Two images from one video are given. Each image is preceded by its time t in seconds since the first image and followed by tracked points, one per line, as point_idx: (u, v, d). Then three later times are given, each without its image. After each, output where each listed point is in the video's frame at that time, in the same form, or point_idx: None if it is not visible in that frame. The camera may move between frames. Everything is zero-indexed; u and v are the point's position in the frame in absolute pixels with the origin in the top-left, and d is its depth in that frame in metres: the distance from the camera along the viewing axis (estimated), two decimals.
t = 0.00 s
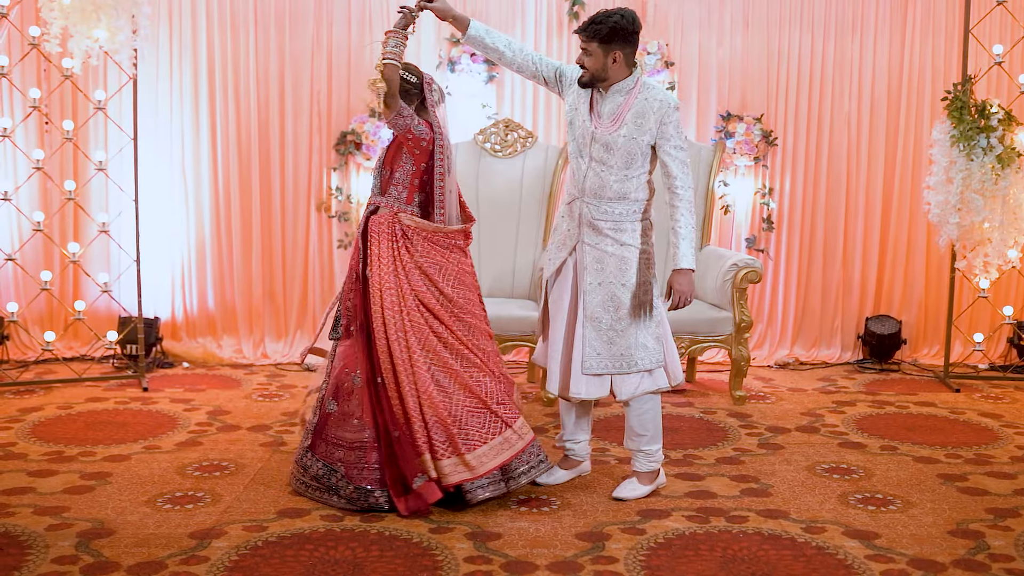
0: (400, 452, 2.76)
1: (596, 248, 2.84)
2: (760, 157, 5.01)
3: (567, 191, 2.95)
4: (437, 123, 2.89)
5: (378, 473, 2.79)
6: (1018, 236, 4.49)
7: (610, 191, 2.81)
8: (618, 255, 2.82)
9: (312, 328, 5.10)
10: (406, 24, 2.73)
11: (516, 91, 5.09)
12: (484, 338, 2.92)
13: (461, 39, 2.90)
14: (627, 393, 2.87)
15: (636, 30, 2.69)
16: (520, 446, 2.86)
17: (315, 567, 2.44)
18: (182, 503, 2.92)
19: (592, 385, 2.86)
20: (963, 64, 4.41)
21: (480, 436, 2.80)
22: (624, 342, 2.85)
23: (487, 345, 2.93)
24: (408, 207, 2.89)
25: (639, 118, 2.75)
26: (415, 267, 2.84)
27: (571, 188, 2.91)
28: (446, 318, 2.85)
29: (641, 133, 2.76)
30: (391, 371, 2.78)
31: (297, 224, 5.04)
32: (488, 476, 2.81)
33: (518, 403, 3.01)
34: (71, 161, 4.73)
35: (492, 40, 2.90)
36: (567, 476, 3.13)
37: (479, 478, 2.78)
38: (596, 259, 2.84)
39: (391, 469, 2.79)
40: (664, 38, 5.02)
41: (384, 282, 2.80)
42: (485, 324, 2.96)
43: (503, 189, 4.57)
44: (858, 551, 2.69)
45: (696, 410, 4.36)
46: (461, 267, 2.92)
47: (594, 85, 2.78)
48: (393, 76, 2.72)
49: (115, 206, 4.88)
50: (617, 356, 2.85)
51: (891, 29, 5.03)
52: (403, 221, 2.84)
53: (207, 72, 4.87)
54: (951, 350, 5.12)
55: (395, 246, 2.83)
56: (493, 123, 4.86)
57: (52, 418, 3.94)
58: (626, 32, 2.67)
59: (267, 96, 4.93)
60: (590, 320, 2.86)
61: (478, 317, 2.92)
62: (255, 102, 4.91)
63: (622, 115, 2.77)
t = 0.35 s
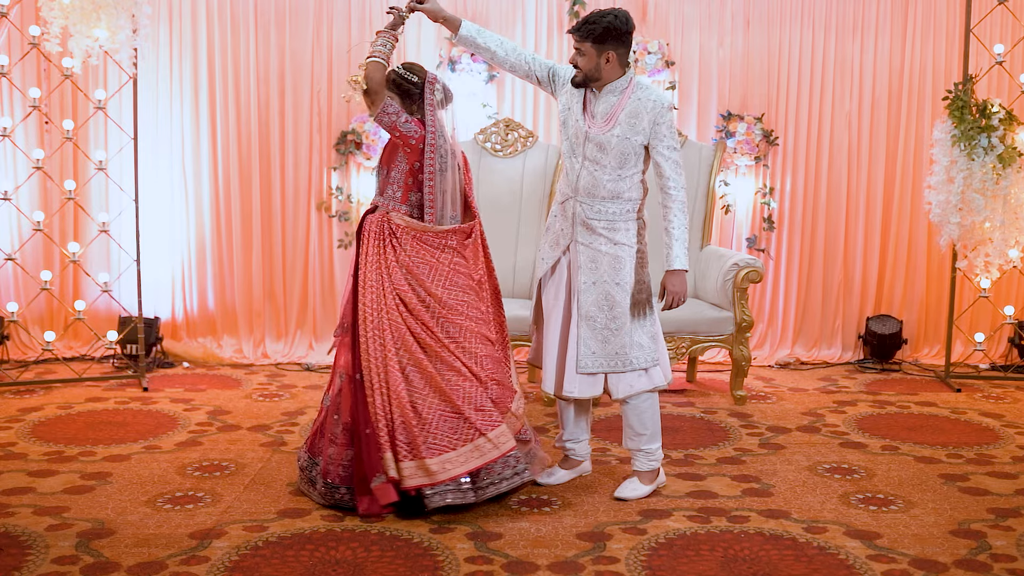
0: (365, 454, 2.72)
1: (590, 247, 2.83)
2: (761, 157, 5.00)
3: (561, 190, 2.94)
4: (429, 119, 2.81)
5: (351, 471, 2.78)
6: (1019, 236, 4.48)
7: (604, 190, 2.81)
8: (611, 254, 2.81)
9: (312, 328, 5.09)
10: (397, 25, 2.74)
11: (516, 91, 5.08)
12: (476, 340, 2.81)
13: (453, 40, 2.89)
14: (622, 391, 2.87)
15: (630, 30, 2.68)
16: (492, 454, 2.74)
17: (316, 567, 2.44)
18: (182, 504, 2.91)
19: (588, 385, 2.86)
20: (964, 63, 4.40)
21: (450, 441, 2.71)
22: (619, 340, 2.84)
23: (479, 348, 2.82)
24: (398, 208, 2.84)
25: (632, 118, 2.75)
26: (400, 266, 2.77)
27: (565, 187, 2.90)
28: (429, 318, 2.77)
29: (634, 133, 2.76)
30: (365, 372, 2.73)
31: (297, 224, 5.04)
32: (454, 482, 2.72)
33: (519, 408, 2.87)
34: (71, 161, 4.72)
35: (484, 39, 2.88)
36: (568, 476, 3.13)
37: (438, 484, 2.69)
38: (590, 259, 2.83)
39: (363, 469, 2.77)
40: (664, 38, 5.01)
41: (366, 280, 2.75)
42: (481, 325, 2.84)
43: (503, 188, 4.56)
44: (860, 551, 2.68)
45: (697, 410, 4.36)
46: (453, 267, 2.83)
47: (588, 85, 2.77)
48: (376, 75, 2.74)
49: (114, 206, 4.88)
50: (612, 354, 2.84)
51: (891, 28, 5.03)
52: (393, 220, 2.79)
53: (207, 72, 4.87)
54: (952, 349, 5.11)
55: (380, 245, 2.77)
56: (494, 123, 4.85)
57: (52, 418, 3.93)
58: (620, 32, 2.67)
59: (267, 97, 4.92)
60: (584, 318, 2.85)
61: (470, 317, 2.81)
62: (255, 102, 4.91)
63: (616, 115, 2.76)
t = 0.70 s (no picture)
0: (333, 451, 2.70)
1: (584, 247, 2.83)
2: (761, 157, 5.00)
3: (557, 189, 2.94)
4: (421, 118, 2.74)
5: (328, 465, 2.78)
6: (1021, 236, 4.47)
7: (598, 190, 2.80)
8: (605, 253, 2.81)
9: (312, 328, 5.08)
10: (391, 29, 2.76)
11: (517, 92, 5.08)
12: (460, 342, 2.74)
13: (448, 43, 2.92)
14: (615, 391, 2.87)
15: (624, 30, 2.68)
16: (451, 462, 2.62)
17: (315, 568, 2.43)
18: (182, 504, 2.90)
19: (582, 383, 2.89)
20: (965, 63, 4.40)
21: (413, 445, 2.62)
22: (613, 340, 2.83)
23: (463, 351, 2.73)
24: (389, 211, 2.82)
25: (626, 118, 2.73)
26: (390, 265, 2.75)
27: (560, 186, 2.90)
28: (413, 319, 2.73)
29: (628, 133, 2.74)
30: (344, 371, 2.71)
31: (297, 225, 5.03)
32: (411, 485, 2.64)
33: (506, 414, 2.74)
34: (70, 160, 4.72)
35: (480, 42, 2.90)
36: (569, 477, 3.12)
37: (392, 486, 2.61)
38: (584, 258, 2.83)
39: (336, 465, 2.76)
40: (665, 38, 5.00)
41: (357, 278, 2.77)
42: (470, 326, 2.77)
43: (503, 188, 4.55)
44: (861, 551, 2.68)
45: (697, 410, 4.35)
46: (444, 267, 2.77)
47: (582, 84, 2.77)
48: (365, 75, 2.70)
49: (114, 206, 4.87)
50: (605, 354, 2.84)
51: (892, 28, 5.02)
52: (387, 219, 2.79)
53: (207, 71, 4.86)
54: (953, 349, 5.10)
55: (373, 244, 2.77)
56: (494, 123, 4.84)
57: (51, 418, 3.93)
58: (613, 32, 2.66)
59: (267, 97, 4.92)
60: (579, 317, 2.86)
61: (457, 319, 2.75)
62: (255, 102, 4.90)
63: (610, 115, 2.75)
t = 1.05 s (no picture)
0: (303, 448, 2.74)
1: (579, 248, 2.82)
2: (762, 158, 5.00)
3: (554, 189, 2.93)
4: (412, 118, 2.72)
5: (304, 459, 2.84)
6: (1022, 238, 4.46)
7: (594, 191, 2.79)
8: (601, 254, 2.80)
9: (312, 330, 5.07)
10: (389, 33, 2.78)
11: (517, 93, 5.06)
12: (442, 347, 2.70)
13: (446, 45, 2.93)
14: (606, 393, 2.85)
15: (620, 30, 2.67)
16: (403, 474, 2.61)
17: (315, 571, 2.41)
18: (181, 507, 2.89)
19: (575, 384, 2.91)
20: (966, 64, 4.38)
21: (371, 451, 2.63)
22: (606, 341, 2.82)
23: (444, 357, 2.69)
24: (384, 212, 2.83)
25: (621, 118, 2.73)
26: (381, 266, 2.76)
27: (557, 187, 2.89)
28: (396, 321, 2.71)
29: (624, 133, 2.73)
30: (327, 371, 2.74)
31: (297, 226, 5.02)
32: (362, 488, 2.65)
33: (478, 422, 2.65)
34: (70, 161, 4.71)
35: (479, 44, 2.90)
36: (570, 480, 3.12)
37: (344, 487, 2.63)
38: (580, 259, 2.82)
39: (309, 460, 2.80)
40: (665, 39, 4.99)
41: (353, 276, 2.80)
42: (455, 330, 2.72)
43: (503, 190, 4.55)
44: (864, 554, 2.66)
45: (698, 412, 4.34)
46: (431, 269, 2.75)
47: (578, 84, 2.76)
48: (361, 77, 2.73)
49: (114, 207, 4.86)
50: (598, 356, 2.82)
51: (893, 28, 5.00)
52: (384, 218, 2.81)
53: (207, 72, 4.85)
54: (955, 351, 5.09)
55: (367, 242, 2.79)
56: (495, 123, 4.82)
57: (51, 420, 3.91)
58: (608, 32, 2.65)
59: (267, 98, 4.91)
60: (574, 318, 2.84)
61: (441, 322, 2.71)
62: (255, 103, 4.89)
63: (605, 115, 2.74)
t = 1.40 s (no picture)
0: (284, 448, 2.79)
1: (577, 251, 2.81)
2: (763, 161, 4.99)
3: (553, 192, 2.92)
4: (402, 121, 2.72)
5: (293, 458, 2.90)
6: None
7: (591, 193, 2.78)
8: (598, 257, 2.79)
9: (312, 334, 5.06)
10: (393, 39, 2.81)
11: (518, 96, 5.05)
12: (419, 352, 2.68)
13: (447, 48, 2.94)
14: (602, 397, 2.82)
15: (617, 32, 2.66)
16: (368, 483, 2.63)
17: None
18: (180, 512, 2.87)
19: (572, 387, 2.86)
20: (968, 66, 4.37)
21: (341, 456, 2.65)
22: (604, 345, 2.81)
23: (422, 363, 2.67)
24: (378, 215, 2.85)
25: (618, 120, 2.71)
26: (371, 272, 2.79)
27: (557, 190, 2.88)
28: (380, 326, 2.73)
29: (620, 136, 2.71)
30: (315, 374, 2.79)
31: (298, 230, 5.01)
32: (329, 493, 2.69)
33: (445, 430, 2.61)
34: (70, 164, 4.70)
35: (479, 48, 2.91)
36: (571, 484, 3.09)
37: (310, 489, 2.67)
38: (578, 262, 2.81)
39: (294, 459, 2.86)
40: (666, 42, 4.97)
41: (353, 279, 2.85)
42: (434, 335, 2.70)
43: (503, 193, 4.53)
44: (867, 560, 2.65)
45: (700, 416, 4.32)
46: (413, 273, 2.74)
47: (576, 86, 2.75)
48: (361, 82, 2.78)
49: (113, 210, 4.84)
50: (595, 360, 2.81)
51: (895, 31, 4.99)
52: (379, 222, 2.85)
53: (207, 75, 4.84)
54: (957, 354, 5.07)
55: (362, 246, 2.83)
56: (495, 126, 4.81)
57: (49, 424, 3.90)
58: (606, 34, 2.64)
59: (267, 102, 4.89)
60: (570, 322, 2.82)
61: (420, 327, 2.70)
62: (255, 107, 4.88)
63: (603, 117, 2.73)
